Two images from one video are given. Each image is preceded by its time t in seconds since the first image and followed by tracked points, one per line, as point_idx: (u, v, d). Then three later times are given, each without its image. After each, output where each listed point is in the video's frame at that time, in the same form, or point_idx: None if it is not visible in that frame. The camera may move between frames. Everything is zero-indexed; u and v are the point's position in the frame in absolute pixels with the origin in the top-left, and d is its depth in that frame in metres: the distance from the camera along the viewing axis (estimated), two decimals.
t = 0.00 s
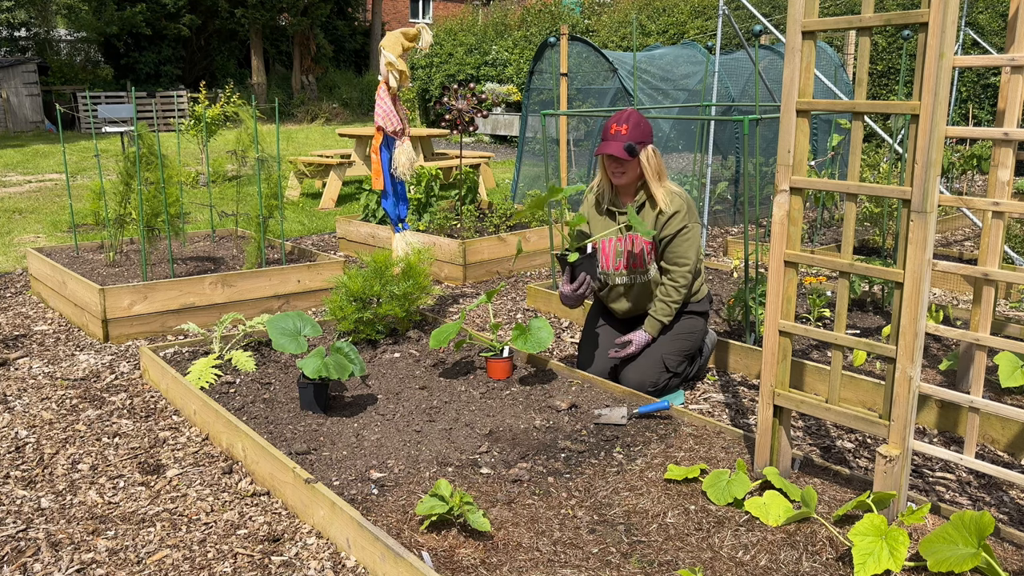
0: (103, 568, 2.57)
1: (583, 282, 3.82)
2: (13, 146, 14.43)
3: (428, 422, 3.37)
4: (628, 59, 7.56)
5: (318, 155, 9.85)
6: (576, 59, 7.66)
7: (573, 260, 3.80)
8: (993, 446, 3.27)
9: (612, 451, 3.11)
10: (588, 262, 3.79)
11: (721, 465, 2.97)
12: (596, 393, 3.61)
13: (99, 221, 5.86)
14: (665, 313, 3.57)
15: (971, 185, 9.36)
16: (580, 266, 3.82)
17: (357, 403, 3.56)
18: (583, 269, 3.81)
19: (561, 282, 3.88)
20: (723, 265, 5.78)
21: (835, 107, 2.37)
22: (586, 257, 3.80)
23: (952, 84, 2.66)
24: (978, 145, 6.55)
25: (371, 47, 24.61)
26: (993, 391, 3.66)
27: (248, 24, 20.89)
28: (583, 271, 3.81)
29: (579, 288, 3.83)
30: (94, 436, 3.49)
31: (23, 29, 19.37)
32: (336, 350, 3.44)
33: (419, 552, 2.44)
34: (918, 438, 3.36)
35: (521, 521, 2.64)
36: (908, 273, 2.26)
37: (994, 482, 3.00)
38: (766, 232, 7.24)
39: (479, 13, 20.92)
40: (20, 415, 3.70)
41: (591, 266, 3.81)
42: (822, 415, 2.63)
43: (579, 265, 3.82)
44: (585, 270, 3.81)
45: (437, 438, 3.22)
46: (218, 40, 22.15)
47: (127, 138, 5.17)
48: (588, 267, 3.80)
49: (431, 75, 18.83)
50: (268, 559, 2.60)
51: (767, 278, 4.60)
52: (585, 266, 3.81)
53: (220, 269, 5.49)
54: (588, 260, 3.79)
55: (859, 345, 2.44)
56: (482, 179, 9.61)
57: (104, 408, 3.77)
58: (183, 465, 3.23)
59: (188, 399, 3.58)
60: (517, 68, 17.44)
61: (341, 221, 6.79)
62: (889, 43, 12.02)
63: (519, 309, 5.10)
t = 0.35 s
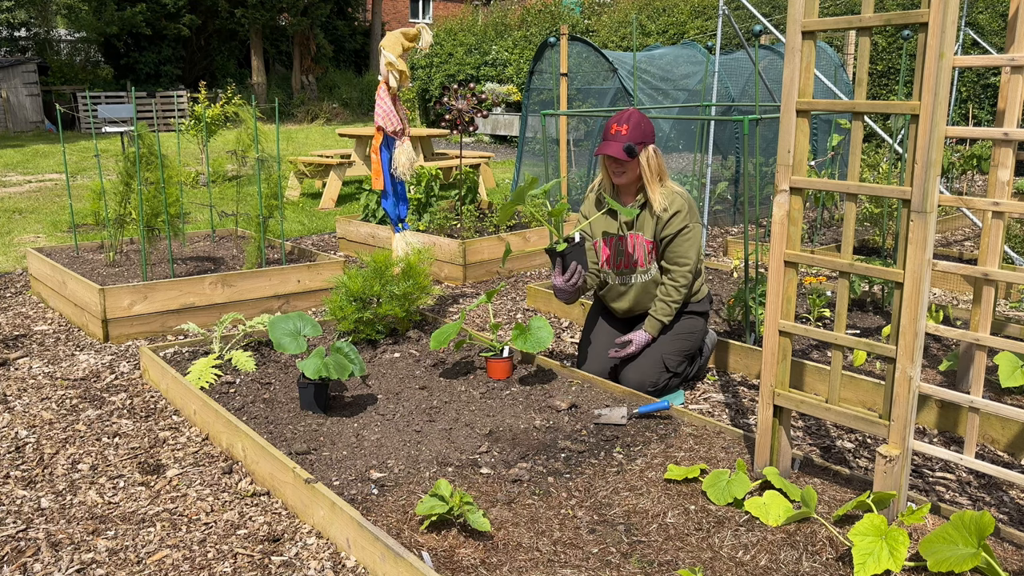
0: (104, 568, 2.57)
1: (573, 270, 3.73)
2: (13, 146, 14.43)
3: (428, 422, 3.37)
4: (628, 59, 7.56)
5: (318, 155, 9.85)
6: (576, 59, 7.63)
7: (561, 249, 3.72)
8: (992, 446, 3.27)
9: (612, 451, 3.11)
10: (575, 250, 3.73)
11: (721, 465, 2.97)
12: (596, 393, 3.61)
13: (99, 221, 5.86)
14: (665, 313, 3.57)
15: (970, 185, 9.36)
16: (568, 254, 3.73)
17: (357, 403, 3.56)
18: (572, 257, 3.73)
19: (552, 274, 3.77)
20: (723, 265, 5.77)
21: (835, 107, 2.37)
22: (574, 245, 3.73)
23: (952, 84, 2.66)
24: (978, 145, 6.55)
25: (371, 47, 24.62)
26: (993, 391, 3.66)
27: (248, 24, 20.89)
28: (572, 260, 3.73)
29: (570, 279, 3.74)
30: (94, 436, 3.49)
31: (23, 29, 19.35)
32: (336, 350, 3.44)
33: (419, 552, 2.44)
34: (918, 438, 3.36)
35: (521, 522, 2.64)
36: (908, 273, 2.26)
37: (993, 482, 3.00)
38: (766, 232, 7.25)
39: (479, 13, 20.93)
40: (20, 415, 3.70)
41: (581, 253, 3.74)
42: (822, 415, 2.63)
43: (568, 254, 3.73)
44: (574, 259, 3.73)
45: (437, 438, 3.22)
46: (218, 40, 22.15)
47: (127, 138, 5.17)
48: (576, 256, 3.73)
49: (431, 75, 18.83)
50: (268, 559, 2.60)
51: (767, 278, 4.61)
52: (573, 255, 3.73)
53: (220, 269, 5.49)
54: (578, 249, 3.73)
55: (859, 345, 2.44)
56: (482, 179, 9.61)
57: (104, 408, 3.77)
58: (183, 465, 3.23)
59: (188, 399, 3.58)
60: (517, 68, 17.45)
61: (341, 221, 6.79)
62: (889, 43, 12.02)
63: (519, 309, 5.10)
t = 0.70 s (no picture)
0: (104, 568, 2.57)
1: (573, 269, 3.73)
2: (13, 146, 14.42)
3: (428, 422, 3.37)
4: (628, 59, 7.56)
5: (318, 155, 9.85)
6: (576, 59, 7.64)
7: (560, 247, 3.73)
8: (992, 446, 3.27)
9: (612, 451, 3.11)
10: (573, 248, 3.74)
11: (721, 465, 2.97)
12: (596, 393, 3.61)
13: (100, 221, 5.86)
14: (665, 313, 3.57)
15: (971, 185, 9.35)
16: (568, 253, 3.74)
17: (357, 403, 3.56)
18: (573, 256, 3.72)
19: (552, 273, 3.76)
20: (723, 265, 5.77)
21: (835, 107, 2.37)
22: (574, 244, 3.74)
23: (952, 84, 2.66)
24: (978, 145, 6.55)
25: (371, 47, 24.62)
26: (993, 391, 3.66)
27: (248, 24, 20.88)
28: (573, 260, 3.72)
29: (569, 278, 3.73)
30: (94, 436, 3.49)
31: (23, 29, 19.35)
32: (336, 350, 3.44)
33: (419, 552, 2.44)
34: (918, 438, 3.36)
35: (521, 521, 2.64)
36: (908, 273, 2.26)
37: (993, 482, 3.00)
38: (766, 232, 7.25)
39: (479, 13, 20.92)
40: (20, 415, 3.70)
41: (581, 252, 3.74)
42: (822, 415, 2.63)
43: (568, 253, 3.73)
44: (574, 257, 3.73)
45: (437, 438, 3.22)
46: (218, 40, 22.15)
47: (127, 138, 5.17)
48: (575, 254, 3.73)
49: (431, 75, 18.83)
50: (268, 559, 2.60)
51: (767, 278, 4.61)
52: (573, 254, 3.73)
53: (220, 269, 5.49)
54: (577, 247, 3.73)
55: (859, 345, 2.44)
56: (482, 179, 9.60)
57: (104, 408, 3.77)
58: (183, 465, 3.23)
59: (188, 399, 3.58)
60: (517, 68, 17.45)
61: (341, 221, 6.79)
62: (889, 43, 12.02)
63: (519, 309, 5.10)
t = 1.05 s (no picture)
0: (104, 568, 2.57)
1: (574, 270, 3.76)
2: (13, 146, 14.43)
3: (428, 422, 3.37)
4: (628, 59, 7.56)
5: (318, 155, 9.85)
6: (576, 59, 7.64)
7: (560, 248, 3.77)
8: (992, 446, 3.27)
9: (612, 451, 3.11)
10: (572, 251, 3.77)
11: (721, 465, 2.97)
12: (596, 393, 3.61)
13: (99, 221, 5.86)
14: (665, 313, 3.57)
15: (971, 184, 9.34)
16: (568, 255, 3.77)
17: (357, 403, 3.56)
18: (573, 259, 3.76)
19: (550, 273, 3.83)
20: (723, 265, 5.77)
21: (835, 108, 2.37)
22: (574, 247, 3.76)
23: (952, 84, 2.66)
24: (978, 145, 6.55)
25: (371, 47, 24.62)
26: (993, 391, 3.66)
27: (248, 24, 20.88)
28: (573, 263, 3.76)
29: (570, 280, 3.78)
30: (94, 436, 3.49)
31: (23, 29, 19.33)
32: (336, 350, 3.44)
33: (419, 552, 2.44)
34: (918, 438, 3.36)
35: (521, 521, 2.64)
36: (908, 273, 2.26)
37: (993, 482, 3.00)
38: (766, 232, 7.25)
39: (479, 13, 20.92)
40: (20, 415, 3.70)
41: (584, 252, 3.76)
42: (822, 415, 2.63)
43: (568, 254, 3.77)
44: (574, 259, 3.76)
45: (437, 438, 3.22)
46: (218, 40, 22.15)
47: (127, 138, 5.17)
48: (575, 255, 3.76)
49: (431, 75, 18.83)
50: (268, 559, 2.60)
51: (767, 278, 4.61)
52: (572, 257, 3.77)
53: (220, 269, 5.49)
54: (577, 251, 3.75)
55: (859, 345, 2.44)
56: (482, 179, 9.60)
57: (104, 408, 3.77)
58: (183, 465, 3.23)
59: (188, 399, 3.58)
60: (517, 68, 17.46)
61: (341, 221, 6.79)
62: (889, 43, 12.02)
63: (519, 309, 5.10)
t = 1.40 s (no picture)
0: (104, 568, 2.57)
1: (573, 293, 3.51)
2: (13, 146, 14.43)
3: (428, 422, 3.37)
4: (628, 59, 7.57)
5: (318, 155, 9.86)
6: (576, 59, 7.64)
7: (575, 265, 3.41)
8: (992, 446, 3.27)
9: (612, 451, 3.11)
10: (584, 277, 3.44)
11: (721, 465, 2.97)
12: (596, 393, 3.61)
13: (100, 221, 5.87)
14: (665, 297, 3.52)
15: (971, 184, 9.34)
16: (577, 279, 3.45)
17: (357, 403, 3.56)
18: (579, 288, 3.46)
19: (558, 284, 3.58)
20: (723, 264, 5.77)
21: (835, 107, 2.37)
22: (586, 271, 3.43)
23: (952, 84, 2.66)
24: (978, 145, 6.55)
25: (371, 47, 24.63)
26: (993, 391, 3.66)
27: (248, 24, 20.88)
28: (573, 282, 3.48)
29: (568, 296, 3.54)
30: (94, 436, 3.49)
31: (23, 29, 19.31)
32: (336, 350, 3.44)
33: (419, 552, 2.44)
34: (918, 438, 3.36)
35: (521, 521, 2.64)
36: (908, 273, 2.26)
37: (993, 482, 3.00)
38: (766, 232, 7.25)
39: (479, 14, 20.91)
40: (20, 415, 3.70)
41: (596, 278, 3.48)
42: (822, 415, 2.63)
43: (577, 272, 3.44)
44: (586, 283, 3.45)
45: (437, 438, 3.22)
46: (218, 40, 22.15)
47: (127, 138, 5.17)
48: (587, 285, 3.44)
49: (431, 75, 18.83)
50: (268, 559, 2.60)
51: (768, 278, 4.61)
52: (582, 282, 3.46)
53: (220, 269, 5.49)
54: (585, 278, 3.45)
55: (860, 345, 2.44)
56: (482, 179, 9.60)
57: (104, 408, 3.77)
58: (183, 465, 3.23)
59: (188, 399, 3.58)
60: (517, 68, 17.45)
61: (341, 221, 6.79)
62: (889, 43, 12.02)
63: (519, 309, 5.10)
